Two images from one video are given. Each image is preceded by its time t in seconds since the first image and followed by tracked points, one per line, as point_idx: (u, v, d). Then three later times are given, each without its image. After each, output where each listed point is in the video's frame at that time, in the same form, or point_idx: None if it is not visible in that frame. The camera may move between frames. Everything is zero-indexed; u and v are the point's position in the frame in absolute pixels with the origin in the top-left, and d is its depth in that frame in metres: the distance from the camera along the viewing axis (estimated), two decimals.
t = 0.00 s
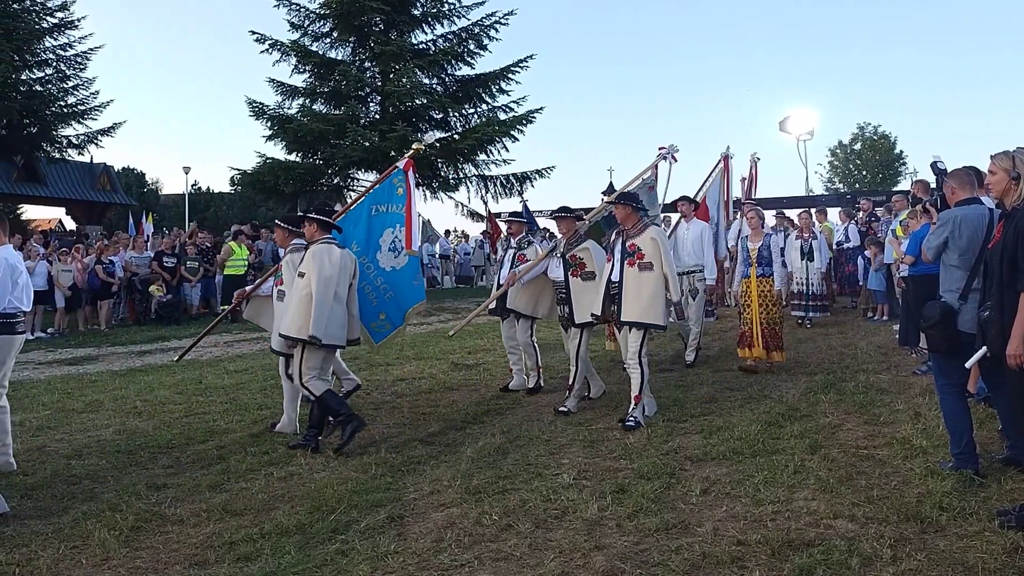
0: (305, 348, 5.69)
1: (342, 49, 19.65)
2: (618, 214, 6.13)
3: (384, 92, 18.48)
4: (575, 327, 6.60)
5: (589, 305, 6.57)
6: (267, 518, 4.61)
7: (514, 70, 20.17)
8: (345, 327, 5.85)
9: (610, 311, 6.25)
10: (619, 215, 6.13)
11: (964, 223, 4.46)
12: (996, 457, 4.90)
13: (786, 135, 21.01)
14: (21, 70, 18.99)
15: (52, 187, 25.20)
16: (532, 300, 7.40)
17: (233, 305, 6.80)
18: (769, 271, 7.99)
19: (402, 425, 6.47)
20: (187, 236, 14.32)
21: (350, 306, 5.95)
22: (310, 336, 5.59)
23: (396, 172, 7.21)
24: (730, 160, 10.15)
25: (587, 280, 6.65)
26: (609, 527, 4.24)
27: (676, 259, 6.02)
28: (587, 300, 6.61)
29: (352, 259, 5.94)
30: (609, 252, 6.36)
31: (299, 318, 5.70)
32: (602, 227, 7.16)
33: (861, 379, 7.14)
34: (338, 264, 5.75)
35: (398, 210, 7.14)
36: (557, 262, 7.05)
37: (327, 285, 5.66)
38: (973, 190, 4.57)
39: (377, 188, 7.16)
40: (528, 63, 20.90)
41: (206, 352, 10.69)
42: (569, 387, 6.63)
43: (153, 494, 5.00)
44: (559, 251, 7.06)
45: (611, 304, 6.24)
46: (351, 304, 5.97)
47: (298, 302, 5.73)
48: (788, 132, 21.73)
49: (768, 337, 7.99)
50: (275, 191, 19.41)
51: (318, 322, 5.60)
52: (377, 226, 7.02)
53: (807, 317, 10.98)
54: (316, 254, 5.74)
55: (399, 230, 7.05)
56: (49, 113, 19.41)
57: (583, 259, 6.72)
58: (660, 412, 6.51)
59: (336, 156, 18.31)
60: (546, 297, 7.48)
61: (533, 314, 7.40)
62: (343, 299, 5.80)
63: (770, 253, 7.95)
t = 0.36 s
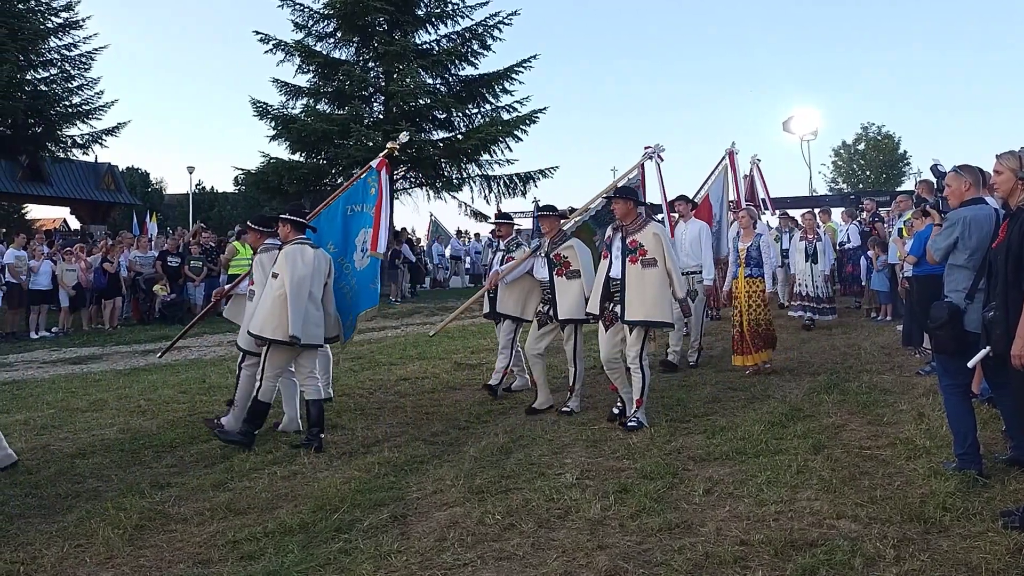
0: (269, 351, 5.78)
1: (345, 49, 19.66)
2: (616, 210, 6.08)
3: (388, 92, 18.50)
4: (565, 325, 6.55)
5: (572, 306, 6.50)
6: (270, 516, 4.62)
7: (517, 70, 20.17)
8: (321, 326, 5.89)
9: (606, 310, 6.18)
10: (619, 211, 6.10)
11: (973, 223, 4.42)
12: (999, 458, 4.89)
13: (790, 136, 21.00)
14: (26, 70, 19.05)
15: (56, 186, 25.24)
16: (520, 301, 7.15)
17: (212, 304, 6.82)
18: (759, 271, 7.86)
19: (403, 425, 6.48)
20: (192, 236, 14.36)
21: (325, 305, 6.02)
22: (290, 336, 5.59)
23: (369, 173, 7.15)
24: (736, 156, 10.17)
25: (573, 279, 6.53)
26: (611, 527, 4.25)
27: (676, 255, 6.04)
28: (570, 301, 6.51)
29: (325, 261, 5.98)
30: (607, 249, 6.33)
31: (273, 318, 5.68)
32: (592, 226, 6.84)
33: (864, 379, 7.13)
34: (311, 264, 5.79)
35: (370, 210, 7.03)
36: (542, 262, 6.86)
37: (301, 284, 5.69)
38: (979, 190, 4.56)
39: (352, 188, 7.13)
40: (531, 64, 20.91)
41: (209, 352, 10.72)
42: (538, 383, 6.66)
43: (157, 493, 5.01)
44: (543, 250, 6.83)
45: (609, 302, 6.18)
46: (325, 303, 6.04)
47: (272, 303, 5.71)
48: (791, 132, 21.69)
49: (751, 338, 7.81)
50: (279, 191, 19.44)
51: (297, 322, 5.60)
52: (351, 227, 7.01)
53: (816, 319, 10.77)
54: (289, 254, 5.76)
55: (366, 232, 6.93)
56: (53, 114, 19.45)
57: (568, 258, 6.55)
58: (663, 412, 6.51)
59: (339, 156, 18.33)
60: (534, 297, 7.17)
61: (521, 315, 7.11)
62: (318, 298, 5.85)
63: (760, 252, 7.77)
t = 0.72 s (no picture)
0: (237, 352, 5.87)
1: (349, 48, 19.65)
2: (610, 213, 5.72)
3: (391, 92, 18.51)
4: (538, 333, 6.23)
5: (552, 314, 6.15)
6: (273, 515, 4.62)
7: (521, 70, 20.15)
8: (280, 324, 6.01)
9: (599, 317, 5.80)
10: (610, 214, 5.79)
11: (984, 224, 4.42)
12: (1003, 459, 4.88)
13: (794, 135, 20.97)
14: (29, 69, 19.07)
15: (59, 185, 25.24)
16: (494, 307, 7.00)
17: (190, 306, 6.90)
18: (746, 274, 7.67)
19: (406, 424, 6.48)
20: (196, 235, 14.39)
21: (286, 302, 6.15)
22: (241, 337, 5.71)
23: (330, 173, 7.42)
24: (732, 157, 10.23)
25: (550, 284, 6.22)
26: (615, 527, 4.24)
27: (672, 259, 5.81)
28: (551, 308, 6.16)
29: (280, 259, 6.12)
30: (592, 253, 5.97)
31: (228, 319, 5.82)
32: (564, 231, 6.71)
33: (868, 379, 7.13)
34: (265, 265, 5.93)
35: (335, 210, 7.36)
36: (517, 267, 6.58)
37: (255, 285, 5.83)
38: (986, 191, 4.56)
39: (313, 189, 7.37)
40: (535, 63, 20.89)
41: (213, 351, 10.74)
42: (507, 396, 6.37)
43: (161, 492, 5.02)
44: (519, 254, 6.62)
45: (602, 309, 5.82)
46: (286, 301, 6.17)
47: (226, 304, 5.85)
48: (795, 132, 21.66)
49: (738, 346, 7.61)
50: (282, 191, 19.46)
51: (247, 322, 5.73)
52: (315, 227, 7.26)
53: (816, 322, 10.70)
54: (244, 256, 5.90)
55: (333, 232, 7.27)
56: (57, 113, 19.47)
57: (544, 262, 6.28)
58: (666, 413, 6.51)
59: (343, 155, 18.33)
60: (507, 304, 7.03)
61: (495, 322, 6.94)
62: (274, 297, 5.98)
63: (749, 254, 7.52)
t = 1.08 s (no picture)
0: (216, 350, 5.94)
1: (352, 49, 19.65)
2: (598, 211, 5.59)
3: (395, 92, 18.53)
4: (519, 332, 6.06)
5: (535, 312, 6.04)
6: (277, 515, 4.62)
7: (524, 70, 20.15)
8: (246, 323, 6.06)
9: (587, 320, 5.67)
10: (597, 212, 5.61)
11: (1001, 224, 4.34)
12: (1007, 459, 4.87)
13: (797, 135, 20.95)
14: (33, 70, 19.10)
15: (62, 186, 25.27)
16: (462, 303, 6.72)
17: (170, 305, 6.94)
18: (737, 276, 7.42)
19: (409, 424, 6.49)
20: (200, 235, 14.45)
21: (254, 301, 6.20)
22: (205, 335, 5.78)
23: (298, 173, 7.53)
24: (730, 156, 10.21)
25: (531, 281, 6.14)
26: (618, 527, 4.24)
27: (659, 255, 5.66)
28: (535, 306, 6.06)
29: (250, 258, 6.17)
30: (576, 253, 5.80)
31: (194, 318, 5.90)
32: (538, 225, 6.73)
33: (871, 379, 7.13)
34: (232, 263, 5.98)
35: (302, 209, 7.45)
36: (494, 263, 6.40)
37: (222, 284, 5.89)
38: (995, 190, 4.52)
39: (282, 189, 7.47)
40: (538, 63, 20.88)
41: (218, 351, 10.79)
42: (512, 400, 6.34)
43: (165, 492, 5.04)
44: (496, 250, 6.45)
45: (590, 311, 5.67)
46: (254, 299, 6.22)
47: (193, 304, 5.93)
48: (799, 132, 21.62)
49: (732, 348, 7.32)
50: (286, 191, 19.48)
51: (211, 321, 5.80)
52: (283, 226, 7.35)
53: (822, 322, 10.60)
54: (212, 254, 5.96)
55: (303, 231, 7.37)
56: (61, 113, 19.49)
57: (525, 258, 6.17)
58: (669, 413, 6.51)
59: (346, 156, 18.34)
60: (478, 300, 6.76)
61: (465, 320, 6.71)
62: (241, 296, 6.03)
63: (737, 255, 7.33)
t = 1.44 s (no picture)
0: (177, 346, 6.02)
1: (356, 48, 19.67)
2: (596, 212, 5.24)
3: (398, 92, 18.55)
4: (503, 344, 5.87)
5: (523, 324, 5.83)
6: (281, 515, 4.63)
7: (527, 70, 20.14)
8: (215, 320, 6.20)
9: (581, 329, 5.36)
10: (595, 213, 5.27)
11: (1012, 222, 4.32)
12: (1012, 460, 4.87)
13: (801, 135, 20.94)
14: (38, 69, 19.14)
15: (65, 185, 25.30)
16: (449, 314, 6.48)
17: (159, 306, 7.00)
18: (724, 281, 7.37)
19: (414, 424, 6.50)
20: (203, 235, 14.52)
21: (223, 301, 6.36)
22: (176, 330, 5.91)
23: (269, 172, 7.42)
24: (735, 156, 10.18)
25: (519, 291, 5.92)
26: (622, 527, 4.25)
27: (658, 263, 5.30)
28: (522, 318, 5.86)
29: (222, 257, 6.35)
30: (571, 256, 5.45)
31: (166, 314, 6.03)
32: (521, 228, 6.40)
33: (875, 379, 7.12)
34: (205, 262, 6.15)
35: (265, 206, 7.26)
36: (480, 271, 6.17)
37: (194, 281, 6.05)
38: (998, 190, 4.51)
39: (255, 189, 7.33)
40: (541, 63, 20.89)
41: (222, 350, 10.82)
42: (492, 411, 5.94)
43: (169, 491, 5.05)
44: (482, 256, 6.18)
45: (584, 318, 5.34)
46: (224, 300, 6.37)
47: (165, 300, 6.07)
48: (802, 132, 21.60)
49: (723, 358, 7.24)
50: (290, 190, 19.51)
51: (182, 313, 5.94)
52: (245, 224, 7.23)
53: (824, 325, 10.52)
54: (185, 252, 6.13)
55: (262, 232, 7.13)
56: (65, 113, 19.52)
57: (512, 267, 5.95)
58: (672, 413, 6.50)
59: (350, 155, 18.36)
60: (463, 308, 6.59)
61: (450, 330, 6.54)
62: (212, 294, 6.18)
63: (723, 260, 7.28)
